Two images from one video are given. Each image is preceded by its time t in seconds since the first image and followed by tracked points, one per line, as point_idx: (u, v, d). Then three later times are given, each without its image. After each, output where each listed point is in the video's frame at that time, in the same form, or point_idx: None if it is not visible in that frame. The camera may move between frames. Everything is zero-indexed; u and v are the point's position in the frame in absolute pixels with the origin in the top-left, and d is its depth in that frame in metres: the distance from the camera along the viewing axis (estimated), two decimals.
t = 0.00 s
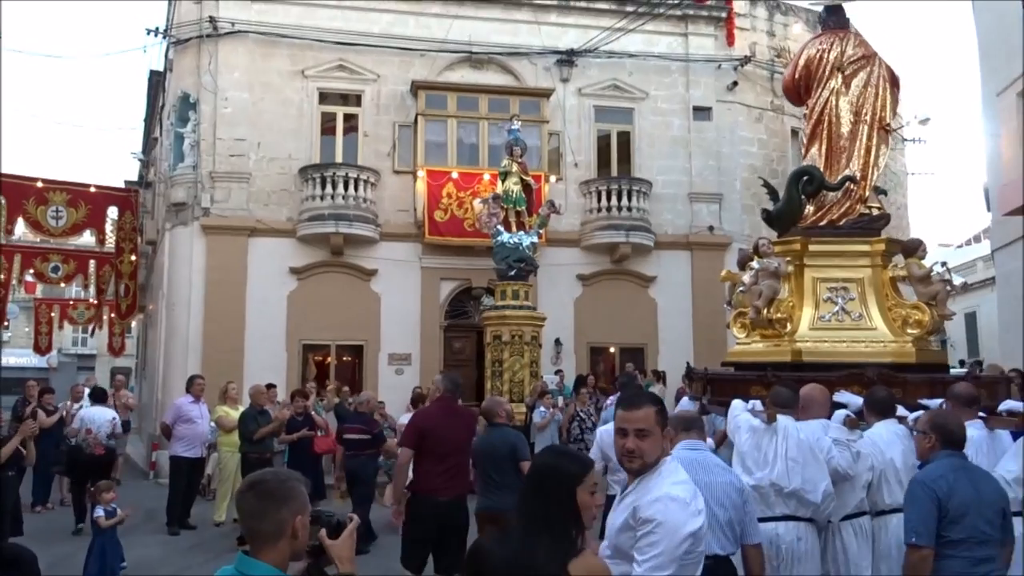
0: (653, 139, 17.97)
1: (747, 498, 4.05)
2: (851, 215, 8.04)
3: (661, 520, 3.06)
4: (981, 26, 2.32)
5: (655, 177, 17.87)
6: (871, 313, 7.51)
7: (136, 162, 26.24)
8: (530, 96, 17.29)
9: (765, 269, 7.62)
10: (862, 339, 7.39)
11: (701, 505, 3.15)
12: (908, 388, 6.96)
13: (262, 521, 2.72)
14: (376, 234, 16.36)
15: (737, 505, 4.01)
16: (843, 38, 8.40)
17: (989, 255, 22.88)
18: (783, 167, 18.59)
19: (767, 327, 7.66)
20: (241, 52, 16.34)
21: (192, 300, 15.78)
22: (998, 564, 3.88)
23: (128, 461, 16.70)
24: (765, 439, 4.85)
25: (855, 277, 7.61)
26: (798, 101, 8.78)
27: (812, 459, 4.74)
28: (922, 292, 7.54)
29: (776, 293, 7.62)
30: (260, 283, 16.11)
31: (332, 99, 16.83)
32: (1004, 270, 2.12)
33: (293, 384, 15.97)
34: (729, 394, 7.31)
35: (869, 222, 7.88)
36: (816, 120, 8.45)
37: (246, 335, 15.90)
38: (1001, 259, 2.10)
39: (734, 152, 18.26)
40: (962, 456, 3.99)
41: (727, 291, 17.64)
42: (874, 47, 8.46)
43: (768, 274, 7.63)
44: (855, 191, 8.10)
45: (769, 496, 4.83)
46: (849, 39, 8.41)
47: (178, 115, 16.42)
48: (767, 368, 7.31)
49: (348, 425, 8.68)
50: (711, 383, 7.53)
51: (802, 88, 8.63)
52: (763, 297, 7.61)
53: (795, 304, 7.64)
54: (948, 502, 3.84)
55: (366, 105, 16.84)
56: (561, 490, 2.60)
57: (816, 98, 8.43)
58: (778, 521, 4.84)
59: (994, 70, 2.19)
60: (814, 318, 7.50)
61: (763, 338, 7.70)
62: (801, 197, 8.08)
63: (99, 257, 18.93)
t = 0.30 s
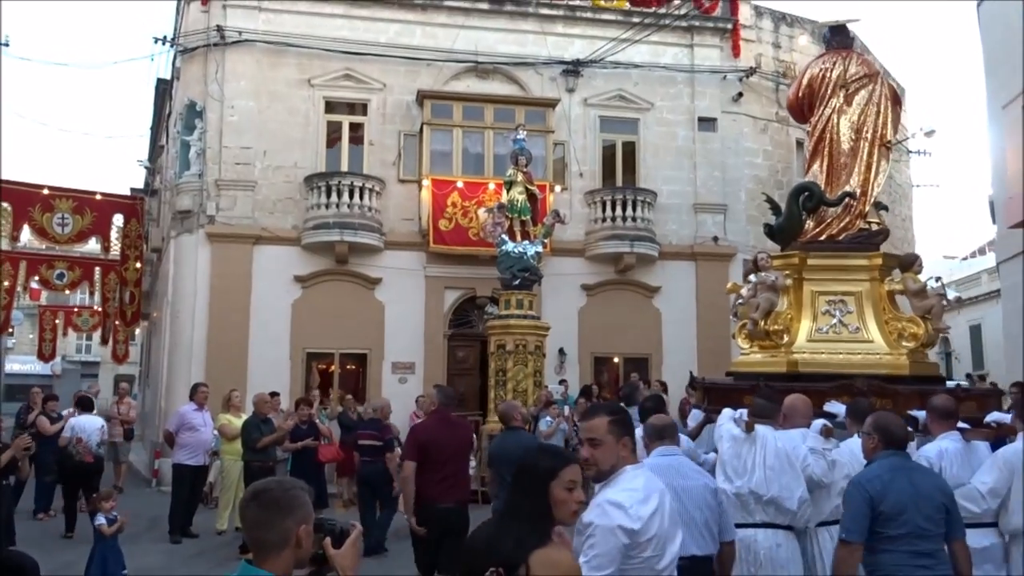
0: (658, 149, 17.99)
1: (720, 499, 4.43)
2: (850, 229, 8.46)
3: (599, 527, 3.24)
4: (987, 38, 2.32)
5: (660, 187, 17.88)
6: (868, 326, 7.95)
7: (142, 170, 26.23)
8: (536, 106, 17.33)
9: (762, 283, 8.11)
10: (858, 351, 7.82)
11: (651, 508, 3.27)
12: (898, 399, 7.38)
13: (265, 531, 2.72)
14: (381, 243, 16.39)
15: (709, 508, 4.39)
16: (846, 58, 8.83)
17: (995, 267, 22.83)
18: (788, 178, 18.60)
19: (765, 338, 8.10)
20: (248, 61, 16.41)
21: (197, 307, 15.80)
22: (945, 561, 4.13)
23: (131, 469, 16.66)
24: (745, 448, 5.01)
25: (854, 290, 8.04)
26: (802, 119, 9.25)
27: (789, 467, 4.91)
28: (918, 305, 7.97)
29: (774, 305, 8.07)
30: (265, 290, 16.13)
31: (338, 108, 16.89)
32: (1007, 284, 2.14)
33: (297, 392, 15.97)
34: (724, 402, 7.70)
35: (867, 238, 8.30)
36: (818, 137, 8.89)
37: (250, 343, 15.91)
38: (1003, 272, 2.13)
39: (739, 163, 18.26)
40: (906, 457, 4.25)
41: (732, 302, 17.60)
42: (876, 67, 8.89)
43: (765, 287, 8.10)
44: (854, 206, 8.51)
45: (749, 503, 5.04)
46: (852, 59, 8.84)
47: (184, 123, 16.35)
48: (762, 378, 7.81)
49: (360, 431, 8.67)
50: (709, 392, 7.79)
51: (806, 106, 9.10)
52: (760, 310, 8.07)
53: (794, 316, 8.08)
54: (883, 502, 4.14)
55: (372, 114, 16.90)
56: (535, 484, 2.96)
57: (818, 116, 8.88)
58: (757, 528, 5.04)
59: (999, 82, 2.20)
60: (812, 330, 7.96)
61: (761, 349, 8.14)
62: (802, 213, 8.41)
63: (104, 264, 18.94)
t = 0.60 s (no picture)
0: (660, 157, 18.01)
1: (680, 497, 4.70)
2: (848, 240, 8.49)
3: (536, 532, 3.29)
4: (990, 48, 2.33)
5: (661, 196, 17.89)
6: (863, 335, 8.03)
7: (144, 176, 26.25)
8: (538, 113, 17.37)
9: (759, 292, 8.23)
10: (853, 360, 7.92)
11: (591, 510, 3.35)
12: (890, 407, 7.45)
13: (264, 537, 2.72)
14: (383, 249, 16.40)
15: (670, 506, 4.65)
16: (845, 73, 8.93)
17: (996, 277, 22.83)
18: (789, 187, 18.61)
19: (761, 346, 8.21)
20: (251, 68, 16.45)
21: (198, 313, 15.80)
22: (915, 562, 4.21)
23: (131, 475, 16.62)
24: (735, 450, 5.19)
25: (850, 301, 8.12)
26: (801, 132, 9.31)
27: (777, 468, 5.08)
28: (911, 316, 8.09)
29: (770, 315, 8.18)
30: (267, 296, 16.13)
31: (341, 115, 16.92)
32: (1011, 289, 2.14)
33: (298, 398, 15.97)
34: (721, 408, 7.73)
35: (864, 249, 8.36)
36: (817, 150, 8.94)
37: (251, 349, 15.90)
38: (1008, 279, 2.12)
39: (741, 171, 18.29)
40: (876, 462, 4.32)
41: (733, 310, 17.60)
42: (874, 83, 9.00)
43: (762, 296, 8.22)
44: (852, 218, 8.56)
45: (739, 504, 5.12)
46: (850, 74, 8.95)
47: (187, 128, 16.58)
48: (758, 385, 7.83)
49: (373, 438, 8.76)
50: (707, 399, 7.83)
51: (805, 120, 9.16)
52: (757, 318, 8.20)
53: (790, 325, 8.17)
54: (851, 507, 4.21)
55: (375, 120, 16.92)
56: (487, 486, 3.17)
57: (817, 130, 8.94)
58: (746, 527, 5.11)
59: (1003, 90, 2.20)
60: (808, 339, 8.03)
61: (758, 356, 8.22)
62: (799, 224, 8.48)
63: (106, 269, 18.98)
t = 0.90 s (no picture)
0: (659, 165, 18.03)
1: (656, 498, 4.82)
2: (842, 253, 8.54)
3: (489, 524, 3.76)
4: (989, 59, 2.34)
5: (660, 203, 17.91)
6: (856, 345, 8.04)
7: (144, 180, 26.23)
8: (538, 120, 17.40)
9: (756, 302, 8.24)
10: (846, 370, 7.92)
11: (540, 506, 3.75)
12: (883, 416, 7.46)
13: (258, 544, 2.72)
14: (382, 255, 16.41)
15: (643, 509, 4.79)
16: (840, 91, 9.01)
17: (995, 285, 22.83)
18: (789, 195, 18.62)
19: (758, 356, 8.24)
20: (251, 73, 16.48)
21: (197, 318, 15.79)
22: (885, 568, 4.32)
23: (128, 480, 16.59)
24: (736, 458, 5.16)
25: (844, 311, 8.14)
26: (797, 148, 9.38)
27: (776, 478, 5.08)
28: (903, 328, 8.14)
29: (767, 325, 8.21)
30: (265, 300, 16.12)
31: (341, 121, 16.94)
32: (1007, 298, 2.15)
33: (296, 404, 15.95)
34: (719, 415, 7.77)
35: (857, 262, 8.40)
36: (812, 165, 9.00)
37: (250, 355, 15.89)
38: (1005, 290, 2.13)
39: (740, 179, 18.31)
40: (850, 472, 4.48)
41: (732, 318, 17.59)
42: (869, 100, 9.06)
43: (759, 307, 8.23)
44: (846, 231, 8.62)
45: (737, 512, 5.13)
46: (845, 91, 9.02)
47: (186, 134, 16.42)
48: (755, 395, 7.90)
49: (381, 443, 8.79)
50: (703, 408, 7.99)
51: (800, 136, 9.23)
52: (754, 328, 8.22)
53: (785, 335, 8.20)
54: (826, 512, 4.37)
55: (375, 127, 16.95)
56: (438, 482, 3.39)
57: (812, 145, 9.00)
58: (744, 534, 5.12)
59: (999, 104, 2.22)
60: (803, 349, 8.05)
61: (755, 366, 8.25)
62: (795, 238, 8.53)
63: (105, 273, 18.95)
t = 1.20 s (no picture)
0: (656, 170, 18.06)
1: (651, 507, 4.81)
2: (830, 261, 8.58)
3: (471, 519, 3.92)
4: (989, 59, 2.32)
5: (657, 208, 17.93)
6: (846, 350, 8.08)
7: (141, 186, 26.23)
8: (534, 125, 17.42)
9: (748, 310, 8.34)
10: (837, 375, 7.97)
11: (520, 505, 3.86)
12: (874, 420, 7.41)
13: (260, 550, 2.70)
14: (379, 260, 16.41)
15: (636, 518, 4.79)
16: (826, 100, 9.05)
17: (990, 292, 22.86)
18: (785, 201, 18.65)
19: (751, 362, 8.30)
20: (248, 78, 16.49)
21: (193, 323, 15.76)
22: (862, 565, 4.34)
23: (124, 485, 16.54)
24: (734, 462, 5.31)
25: (833, 318, 8.16)
26: (784, 157, 9.40)
27: (773, 480, 5.17)
28: (892, 331, 8.14)
29: (759, 331, 8.27)
30: (262, 305, 16.10)
31: (338, 126, 16.94)
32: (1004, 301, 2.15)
33: (291, 409, 15.92)
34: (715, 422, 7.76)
35: (846, 268, 8.47)
36: (800, 174, 9.03)
37: (246, 359, 15.86)
38: (1000, 293, 2.13)
39: (736, 185, 18.35)
40: (833, 468, 4.46)
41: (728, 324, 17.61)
42: (854, 110, 9.11)
43: (751, 313, 8.31)
44: (833, 238, 8.63)
45: (735, 512, 5.28)
46: (831, 102, 9.06)
47: (183, 138, 16.49)
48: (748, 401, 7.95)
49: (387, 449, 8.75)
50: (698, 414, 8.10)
51: (788, 145, 9.24)
52: (747, 335, 8.28)
53: (777, 341, 8.25)
54: (814, 503, 4.34)
55: (371, 132, 16.95)
56: (425, 493, 3.15)
57: (799, 155, 9.03)
58: (743, 533, 5.28)
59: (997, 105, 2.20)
60: (794, 354, 8.10)
61: (749, 372, 8.31)
62: (784, 246, 8.68)
63: (101, 278, 18.94)
